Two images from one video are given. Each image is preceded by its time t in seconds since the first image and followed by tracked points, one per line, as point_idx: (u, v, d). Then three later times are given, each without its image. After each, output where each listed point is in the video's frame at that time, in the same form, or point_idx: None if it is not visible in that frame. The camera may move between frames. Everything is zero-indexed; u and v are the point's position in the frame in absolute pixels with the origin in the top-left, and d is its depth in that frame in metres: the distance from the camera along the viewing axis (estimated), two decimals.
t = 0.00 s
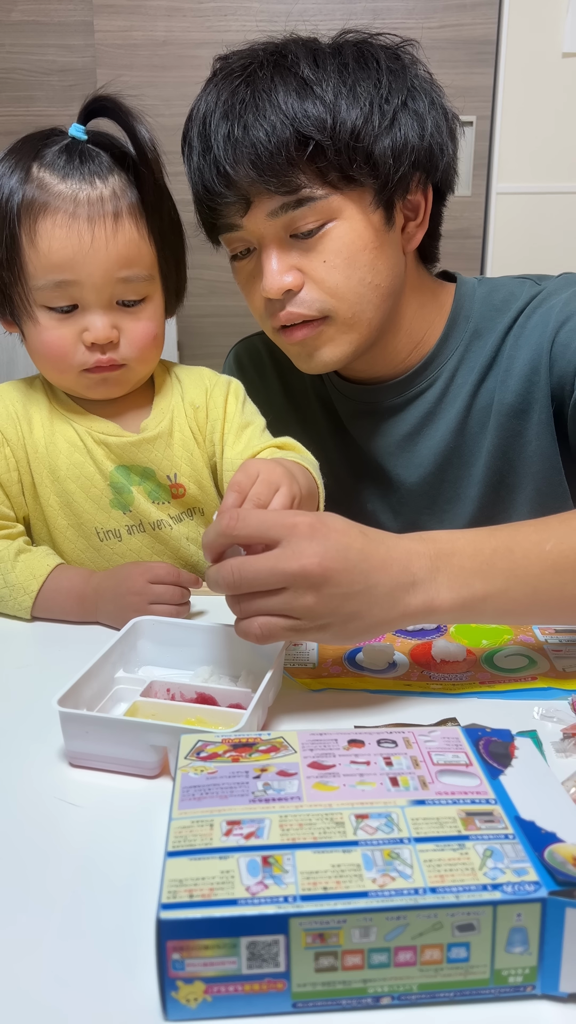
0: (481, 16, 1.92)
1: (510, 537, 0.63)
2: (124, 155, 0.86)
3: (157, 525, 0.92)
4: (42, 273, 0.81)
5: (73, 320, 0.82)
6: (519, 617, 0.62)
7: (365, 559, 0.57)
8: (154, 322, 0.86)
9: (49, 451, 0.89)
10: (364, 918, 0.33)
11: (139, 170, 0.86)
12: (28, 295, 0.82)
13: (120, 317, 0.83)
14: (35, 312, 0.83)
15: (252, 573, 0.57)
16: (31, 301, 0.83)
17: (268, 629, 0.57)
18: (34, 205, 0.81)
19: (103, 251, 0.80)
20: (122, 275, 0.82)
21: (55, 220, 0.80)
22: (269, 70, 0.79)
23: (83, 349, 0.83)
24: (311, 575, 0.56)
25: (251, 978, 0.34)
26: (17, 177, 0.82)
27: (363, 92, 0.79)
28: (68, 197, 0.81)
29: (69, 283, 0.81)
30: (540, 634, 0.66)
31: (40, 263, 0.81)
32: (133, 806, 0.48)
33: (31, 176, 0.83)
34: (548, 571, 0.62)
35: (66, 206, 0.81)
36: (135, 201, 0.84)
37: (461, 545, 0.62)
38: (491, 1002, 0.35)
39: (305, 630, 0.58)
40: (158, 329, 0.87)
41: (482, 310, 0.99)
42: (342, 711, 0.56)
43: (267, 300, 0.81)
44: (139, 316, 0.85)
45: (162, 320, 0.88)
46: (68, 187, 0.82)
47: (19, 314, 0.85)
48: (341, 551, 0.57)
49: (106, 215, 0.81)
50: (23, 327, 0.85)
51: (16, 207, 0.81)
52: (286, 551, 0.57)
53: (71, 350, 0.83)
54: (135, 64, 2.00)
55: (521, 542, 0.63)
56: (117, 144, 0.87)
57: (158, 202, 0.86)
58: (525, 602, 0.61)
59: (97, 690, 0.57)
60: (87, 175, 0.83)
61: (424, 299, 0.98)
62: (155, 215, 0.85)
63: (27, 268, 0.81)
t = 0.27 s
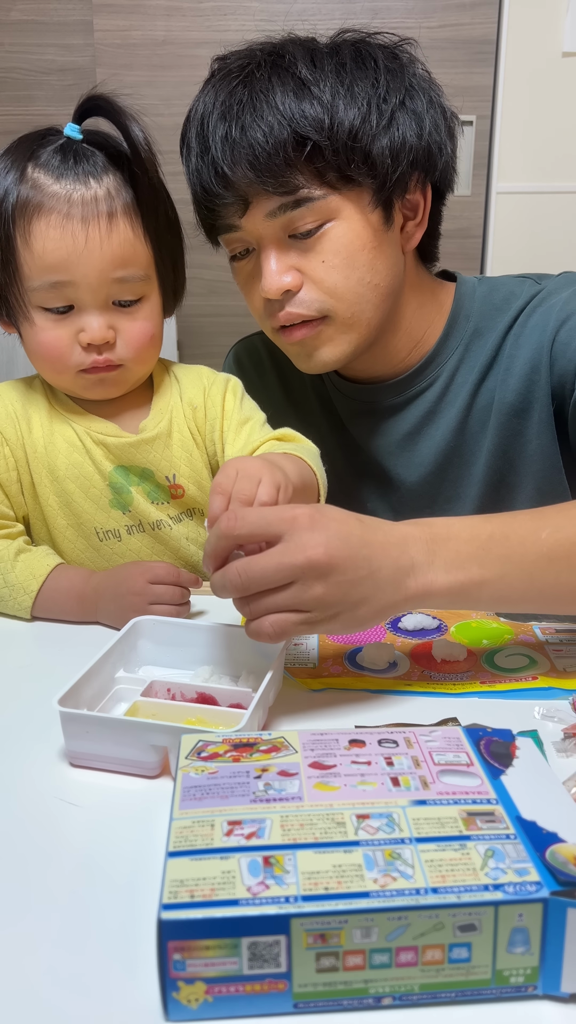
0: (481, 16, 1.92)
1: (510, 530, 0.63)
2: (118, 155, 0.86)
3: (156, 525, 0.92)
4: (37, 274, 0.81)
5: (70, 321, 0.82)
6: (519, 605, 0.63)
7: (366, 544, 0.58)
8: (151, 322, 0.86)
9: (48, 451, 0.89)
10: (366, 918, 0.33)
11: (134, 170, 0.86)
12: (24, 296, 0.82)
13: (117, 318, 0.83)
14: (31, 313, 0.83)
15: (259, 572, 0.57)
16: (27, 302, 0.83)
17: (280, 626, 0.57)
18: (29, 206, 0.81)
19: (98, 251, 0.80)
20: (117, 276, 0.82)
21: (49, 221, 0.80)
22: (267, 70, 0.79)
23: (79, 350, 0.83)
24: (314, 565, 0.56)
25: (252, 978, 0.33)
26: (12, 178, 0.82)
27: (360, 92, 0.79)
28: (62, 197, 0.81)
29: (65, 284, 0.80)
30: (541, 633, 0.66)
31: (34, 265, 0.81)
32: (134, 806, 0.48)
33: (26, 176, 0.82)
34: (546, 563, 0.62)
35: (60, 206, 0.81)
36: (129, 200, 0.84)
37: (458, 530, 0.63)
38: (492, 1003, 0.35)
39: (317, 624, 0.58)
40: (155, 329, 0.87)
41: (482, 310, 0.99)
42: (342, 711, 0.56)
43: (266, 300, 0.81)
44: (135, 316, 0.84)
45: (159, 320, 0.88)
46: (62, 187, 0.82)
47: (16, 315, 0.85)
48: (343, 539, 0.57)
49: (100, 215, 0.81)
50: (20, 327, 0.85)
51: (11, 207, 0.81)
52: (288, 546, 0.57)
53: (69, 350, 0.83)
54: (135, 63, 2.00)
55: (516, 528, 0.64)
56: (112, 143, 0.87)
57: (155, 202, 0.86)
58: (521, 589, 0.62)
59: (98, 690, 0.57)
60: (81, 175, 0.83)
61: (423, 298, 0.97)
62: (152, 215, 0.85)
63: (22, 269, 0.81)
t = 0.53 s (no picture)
0: (480, 15, 1.92)
1: (510, 526, 0.63)
2: (111, 155, 0.86)
3: (155, 524, 0.92)
4: (32, 275, 0.81)
5: (66, 322, 0.82)
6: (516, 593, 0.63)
7: (363, 535, 0.57)
8: (147, 322, 0.86)
9: (46, 451, 0.89)
10: (365, 918, 0.33)
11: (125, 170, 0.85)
12: (19, 298, 0.82)
13: (113, 318, 0.83)
14: (26, 313, 0.83)
15: (251, 551, 0.57)
16: (22, 303, 0.82)
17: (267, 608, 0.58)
18: (23, 207, 0.81)
19: (93, 252, 0.80)
20: (113, 276, 0.81)
21: (43, 222, 0.80)
22: (262, 69, 0.79)
23: (76, 350, 0.83)
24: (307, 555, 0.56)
25: (251, 978, 0.33)
26: (5, 177, 0.82)
27: (355, 90, 0.79)
28: (56, 198, 0.81)
29: (60, 285, 0.80)
30: (540, 632, 0.66)
31: (30, 266, 0.80)
32: (133, 805, 0.48)
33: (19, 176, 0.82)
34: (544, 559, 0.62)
35: (54, 207, 0.81)
36: (123, 201, 0.84)
37: (457, 523, 0.63)
38: (492, 1002, 0.35)
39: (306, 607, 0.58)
40: (151, 329, 0.87)
41: (481, 309, 0.99)
42: (341, 710, 0.56)
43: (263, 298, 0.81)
44: (131, 316, 0.84)
45: (156, 319, 0.88)
46: (55, 187, 0.82)
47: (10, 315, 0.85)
48: (338, 528, 0.57)
49: (95, 216, 0.81)
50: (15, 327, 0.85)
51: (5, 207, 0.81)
52: (283, 529, 0.57)
53: (65, 350, 0.83)
54: (134, 63, 2.00)
55: (516, 523, 0.64)
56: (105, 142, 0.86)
57: (147, 202, 0.86)
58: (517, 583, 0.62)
59: (97, 690, 0.56)
60: (74, 175, 0.83)
61: (421, 297, 0.97)
62: (144, 215, 0.85)
63: (17, 270, 0.81)
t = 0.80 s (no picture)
0: (479, 14, 1.92)
1: (507, 525, 0.63)
2: (113, 155, 0.85)
3: (156, 522, 0.92)
4: (36, 272, 0.81)
5: (69, 319, 0.82)
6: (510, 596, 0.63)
7: (356, 534, 0.58)
8: (148, 321, 0.86)
9: (48, 450, 0.89)
10: (364, 916, 0.33)
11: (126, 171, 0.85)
12: (22, 296, 0.82)
13: (116, 316, 0.84)
14: (30, 311, 0.83)
15: (244, 549, 0.57)
16: (26, 301, 0.82)
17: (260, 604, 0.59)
18: (26, 205, 0.81)
19: (96, 249, 0.80)
20: (116, 273, 0.82)
21: (47, 220, 0.80)
22: (257, 70, 0.79)
23: (79, 348, 0.83)
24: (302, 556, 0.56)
25: (251, 975, 0.34)
26: (8, 177, 0.82)
27: (349, 89, 0.79)
28: (59, 197, 0.81)
29: (64, 283, 0.80)
30: (539, 630, 0.66)
31: (33, 264, 0.81)
32: (133, 805, 0.48)
33: (22, 176, 0.82)
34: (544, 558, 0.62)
35: (57, 205, 0.81)
36: (126, 200, 0.84)
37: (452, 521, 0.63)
38: (490, 999, 0.35)
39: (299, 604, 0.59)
40: (152, 327, 0.87)
41: (480, 308, 0.99)
42: (341, 709, 0.56)
43: (262, 297, 0.81)
44: (134, 314, 0.85)
45: (157, 317, 0.88)
46: (58, 187, 0.82)
47: (13, 315, 0.85)
48: (332, 526, 0.57)
49: (99, 214, 0.81)
50: (18, 327, 0.85)
51: (8, 207, 0.81)
52: (277, 529, 0.57)
53: (68, 349, 0.83)
54: (133, 62, 2.00)
55: (510, 521, 0.64)
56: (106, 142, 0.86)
57: (149, 201, 0.86)
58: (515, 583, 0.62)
59: (97, 689, 0.57)
60: (77, 175, 0.83)
61: (421, 296, 0.97)
62: (146, 215, 0.85)
63: (21, 268, 0.81)
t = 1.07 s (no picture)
0: (477, 14, 1.92)
1: (505, 524, 0.63)
2: (119, 155, 0.86)
3: (156, 521, 0.92)
4: (41, 267, 0.81)
5: (73, 314, 0.82)
6: (507, 591, 0.63)
7: (358, 541, 0.58)
8: (151, 317, 0.86)
9: (48, 449, 0.89)
10: (362, 914, 0.33)
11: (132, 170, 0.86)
12: (27, 291, 0.82)
13: (119, 311, 0.83)
14: (34, 308, 0.83)
15: (247, 561, 0.57)
16: (31, 298, 0.82)
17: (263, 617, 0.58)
18: (31, 201, 0.81)
19: (102, 244, 0.80)
20: (120, 269, 0.82)
21: (53, 214, 0.80)
22: (253, 70, 0.80)
23: (82, 343, 0.83)
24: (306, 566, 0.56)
25: (250, 974, 0.34)
26: (13, 177, 0.82)
27: (345, 89, 0.79)
28: (65, 193, 0.81)
29: (69, 277, 0.81)
30: (538, 629, 0.66)
31: (38, 259, 0.81)
32: (132, 805, 0.48)
33: (28, 173, 0.82)
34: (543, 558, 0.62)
35: (64, 202, 0.81)
36: (133, 198, 0.84)
37: (451, 523, 0.63)
38: (489, 998, 0.35)
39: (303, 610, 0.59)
40: (155, 323, 0.87)
41: (478, 307, 0.99)
42: (339, 709, 0.56)
43: (260, 298, 0.81)
44: (138, 311, 0.85)
45: (160, 314, 0.88)
46: (64, 184, 0.82)
47: (18, 313, 0.85)
48: (335, 535, 0.57)
49: (104, 211, 0.82)
50: (22, 325, 0.85)
51: (13, 205, 0.81)
52: (281, 541, 0.57)
53: (71, 345, 0.83)
54: (131, 62, 2.00)
55: (510, 521, 0.64)
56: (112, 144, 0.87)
57: (155, 200, 0.86)
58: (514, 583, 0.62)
59: (96, 688, 0.57)
60: (83, 173, 0.83)
61: (418, 294, 0.98)
62: (151, 214, 0.85)
63: (26, 263, 0.81)
